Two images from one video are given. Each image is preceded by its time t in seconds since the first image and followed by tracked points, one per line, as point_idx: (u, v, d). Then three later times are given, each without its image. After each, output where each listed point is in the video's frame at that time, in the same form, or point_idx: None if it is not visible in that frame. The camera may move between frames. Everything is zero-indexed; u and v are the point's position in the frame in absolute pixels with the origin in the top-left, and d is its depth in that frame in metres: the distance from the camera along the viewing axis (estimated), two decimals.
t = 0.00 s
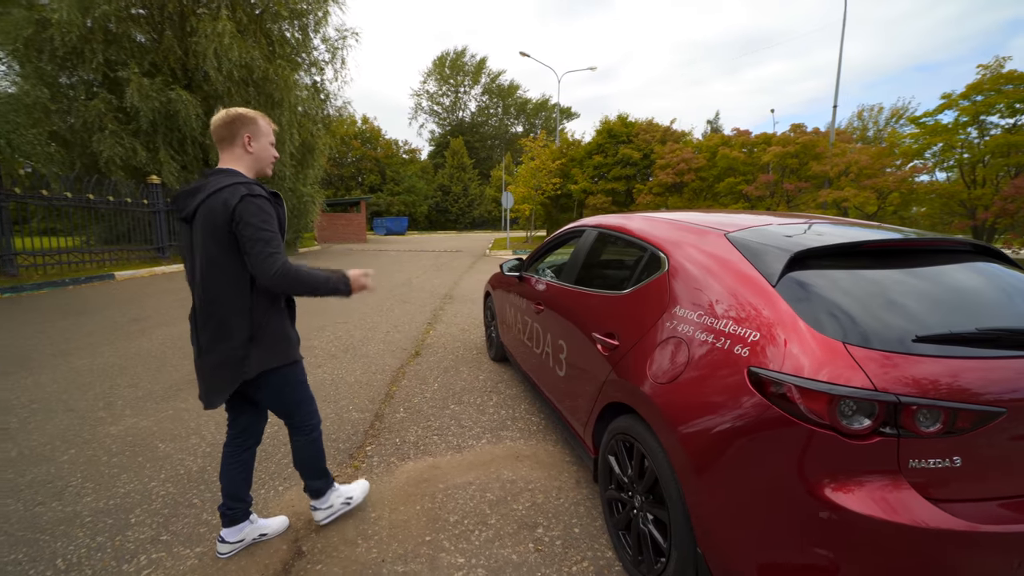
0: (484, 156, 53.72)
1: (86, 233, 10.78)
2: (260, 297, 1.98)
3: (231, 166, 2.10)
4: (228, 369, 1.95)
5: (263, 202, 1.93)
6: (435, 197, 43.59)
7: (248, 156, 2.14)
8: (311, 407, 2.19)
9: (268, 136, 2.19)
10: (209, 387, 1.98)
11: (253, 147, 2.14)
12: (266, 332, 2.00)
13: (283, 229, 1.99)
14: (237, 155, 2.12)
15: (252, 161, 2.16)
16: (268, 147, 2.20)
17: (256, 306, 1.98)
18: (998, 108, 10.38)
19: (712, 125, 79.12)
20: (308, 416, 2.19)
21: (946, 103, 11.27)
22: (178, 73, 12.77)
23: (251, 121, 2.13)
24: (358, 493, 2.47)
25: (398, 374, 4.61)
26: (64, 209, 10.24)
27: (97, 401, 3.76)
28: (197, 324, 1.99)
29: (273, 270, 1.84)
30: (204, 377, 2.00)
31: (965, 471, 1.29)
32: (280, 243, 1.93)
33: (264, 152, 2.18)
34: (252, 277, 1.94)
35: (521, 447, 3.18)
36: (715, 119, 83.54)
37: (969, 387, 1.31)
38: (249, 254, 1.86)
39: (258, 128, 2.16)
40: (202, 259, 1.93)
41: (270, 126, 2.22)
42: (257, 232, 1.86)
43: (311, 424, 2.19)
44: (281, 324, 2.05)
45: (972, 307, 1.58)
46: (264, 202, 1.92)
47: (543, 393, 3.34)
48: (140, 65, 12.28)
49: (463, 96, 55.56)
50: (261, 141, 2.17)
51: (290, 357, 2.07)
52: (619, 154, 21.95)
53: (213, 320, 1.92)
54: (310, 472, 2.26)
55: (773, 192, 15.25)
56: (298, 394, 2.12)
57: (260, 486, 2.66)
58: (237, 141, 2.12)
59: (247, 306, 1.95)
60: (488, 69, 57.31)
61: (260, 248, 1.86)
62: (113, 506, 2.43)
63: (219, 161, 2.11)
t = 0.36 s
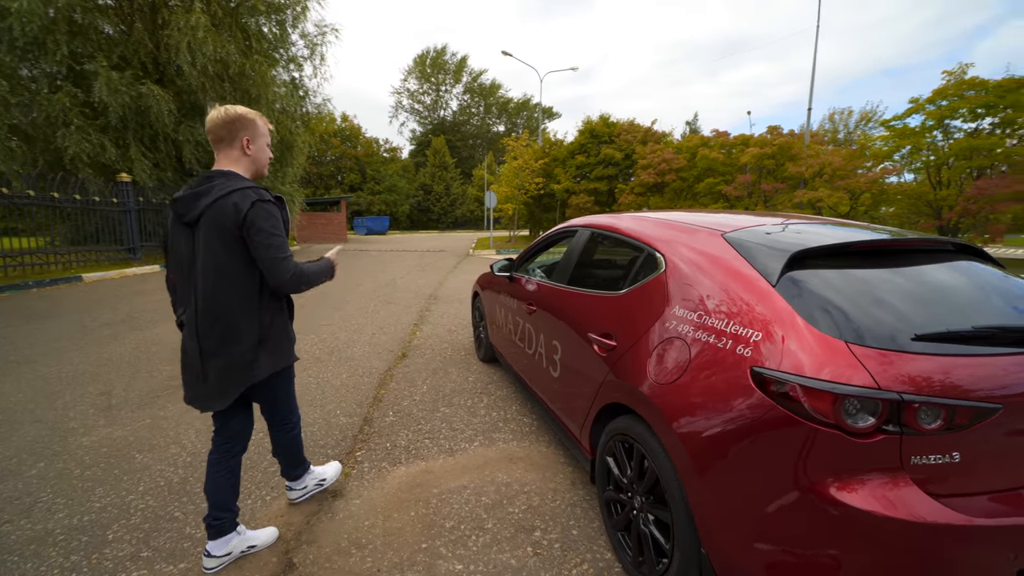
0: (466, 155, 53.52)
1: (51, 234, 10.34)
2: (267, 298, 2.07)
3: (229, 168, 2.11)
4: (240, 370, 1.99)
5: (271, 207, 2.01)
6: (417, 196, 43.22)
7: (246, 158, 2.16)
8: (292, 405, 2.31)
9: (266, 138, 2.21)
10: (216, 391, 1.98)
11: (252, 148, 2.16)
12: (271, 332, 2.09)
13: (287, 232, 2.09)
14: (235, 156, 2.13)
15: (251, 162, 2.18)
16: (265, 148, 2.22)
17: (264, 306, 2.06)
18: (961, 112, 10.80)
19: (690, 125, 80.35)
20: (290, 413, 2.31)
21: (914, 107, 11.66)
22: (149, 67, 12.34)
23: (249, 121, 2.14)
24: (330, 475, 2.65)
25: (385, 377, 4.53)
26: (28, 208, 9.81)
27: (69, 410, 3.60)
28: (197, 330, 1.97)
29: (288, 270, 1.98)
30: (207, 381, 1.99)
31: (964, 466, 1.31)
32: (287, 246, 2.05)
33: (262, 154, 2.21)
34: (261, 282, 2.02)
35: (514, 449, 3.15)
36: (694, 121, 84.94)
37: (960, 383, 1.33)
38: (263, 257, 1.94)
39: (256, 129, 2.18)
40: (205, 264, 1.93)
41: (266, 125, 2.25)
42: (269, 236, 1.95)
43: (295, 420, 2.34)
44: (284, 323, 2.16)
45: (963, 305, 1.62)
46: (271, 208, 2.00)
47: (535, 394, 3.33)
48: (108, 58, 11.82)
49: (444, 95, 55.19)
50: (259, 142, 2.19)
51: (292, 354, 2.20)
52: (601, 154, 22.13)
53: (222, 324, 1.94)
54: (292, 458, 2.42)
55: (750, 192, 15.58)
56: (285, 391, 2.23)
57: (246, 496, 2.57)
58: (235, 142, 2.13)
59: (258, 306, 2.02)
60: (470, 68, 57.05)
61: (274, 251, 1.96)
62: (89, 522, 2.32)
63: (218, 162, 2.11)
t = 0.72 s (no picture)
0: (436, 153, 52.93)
1: None
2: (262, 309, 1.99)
3: (235, 171, 2.05)
4: (226, 377, 1.93)
5: (276, 218, 1.95)
6: (386, 194, 42.45)
7: (254, 164, 2.09)
8: (288, 410, 2.20)
9: (276, 142, 2.12)
10: (201, 393, 1.92)
11: (259, 155, 2.08)
12: (265, 341, 2.02)
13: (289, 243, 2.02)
14: (243, 161, 2.06)
15: (259, 168, 2.11)
16: (274, 153, 2.13)
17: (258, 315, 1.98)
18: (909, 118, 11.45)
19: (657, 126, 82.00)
20: (287, 417, 2.20)
21: (868, 112, 12.27)
22: (97, 54, 11.58)
23: (259, 125, 2.05)
24: (319, 498, 2.47)
25: (362, 380, 4.38)
26: None
27: (13, 423, 3.31)
28: (190, 330, 1.93)
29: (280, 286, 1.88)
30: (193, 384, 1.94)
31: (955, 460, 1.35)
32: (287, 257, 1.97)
33: (270, 159, 2.13)
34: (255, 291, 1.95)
35: (499, 451, 3.09)
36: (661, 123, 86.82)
37: (944, 379, 1.36)
38: (257, 269, 1.87)
39: (266, 134, 2.08)
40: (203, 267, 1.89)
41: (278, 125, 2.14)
42: (269, 247, 1.88)
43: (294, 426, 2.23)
44: (281, 333, 2.07)
45: (948, 302, 1.67)
46: (274, 219, 1.94)
47: (520, 396, 3.28)
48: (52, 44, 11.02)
49: (414, 91, 54.36)
50: (268, 148, 2.10)
51: (289, 362, 2.11)
52: (572, 153, 22.28)
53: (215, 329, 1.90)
54: (282, 469, 2.30)
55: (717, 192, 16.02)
56: (283, 393, 2.14)
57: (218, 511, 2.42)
58: (243, 146, 2.05)
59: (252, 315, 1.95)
60: (439, 65, 56.38)
61: (271, 264, 1.88)
62: (41, 547, 2.12)
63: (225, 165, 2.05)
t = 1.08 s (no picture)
0: (408, 151, 52.25)
1: None
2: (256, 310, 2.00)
3: (244, 170, 2.10)
4: (222, 371, 1.99)
5: (272, 213, 1.93)
6: (357, 192, 41.58)
7: (263, 162, 2.14)
8: (288, 411, 2.17)
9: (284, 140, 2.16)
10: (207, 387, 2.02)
11: (266, 153, 2.13)
12: (260, 339, 2.01)
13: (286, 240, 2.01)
14: (251, 160, 2.12)
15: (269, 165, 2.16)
16: (282, 151, 2.17)
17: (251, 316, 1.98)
18: (867, 123, 11.99)
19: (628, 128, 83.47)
20: (286, 419, 2.16)
21: (830, 116, 12.78)
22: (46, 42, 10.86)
23: (265, 123, 2.10)
24: (304, 511, 2.35)
25: (341, 384, 4.22)
26: None
27: None
28: (196, 324, 2.02)
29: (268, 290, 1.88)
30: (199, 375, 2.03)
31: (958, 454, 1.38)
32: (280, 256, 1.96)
33: (278, 157, 2.16)
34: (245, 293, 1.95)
35: (488, 454, 3.03)
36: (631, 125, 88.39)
37: (937, 373, 1.37)
38: (246, 270, 1.87)
39: (272, 132, 2.12)
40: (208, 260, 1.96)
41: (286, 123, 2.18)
42: (259, 247, 1.87)
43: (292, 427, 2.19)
44: (277, 334, 2.05)
45: (943, 298, 1.70)
46: (269, 217, 1.92)
47: (508, 397, 3.23)
48: None
49: (385, 88, 53.44)
50: (275, 146, 2.14)
51: (286, 362, 2.09)
52: (547, 153, 22.38)
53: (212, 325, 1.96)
54: (270, 477, 2.19)
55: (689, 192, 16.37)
56: (285, 393, 2.13)
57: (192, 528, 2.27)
58: (250, 144, 2.11)
59: (244, 314, 1.96)
60: (411, 62, 55.64)
61: (261, 265, 1.88)
62: None
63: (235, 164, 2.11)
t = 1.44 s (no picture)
0: (383, 150, 51.48)
1: None
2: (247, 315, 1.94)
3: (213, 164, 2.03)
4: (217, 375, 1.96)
5: (236, 214, 1.82)
6: (331, 191, 40.71)
7: (230, 151, 2.05)
8: (285, 412, 2.13)
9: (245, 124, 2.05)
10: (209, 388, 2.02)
11: (230, 141, 2.03)
12: (251, 343, 1.94)
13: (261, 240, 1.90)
14: (217, 152, 2.04)
15: (237, 152, 2.07)
16: (246, 135, 2.06)
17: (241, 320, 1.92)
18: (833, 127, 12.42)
19: (604, 129, 84.46)
20: (282, 421, 2.13)
21: (798, 119, 13.22)
22: None
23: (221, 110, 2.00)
24: (292, 522, 2.24)
25: (324, 388, 4.08)
26: None
27: None
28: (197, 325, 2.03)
29: (253, 295, 1.80)
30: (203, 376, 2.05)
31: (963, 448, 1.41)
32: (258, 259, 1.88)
33: (243, 143, 2.06)
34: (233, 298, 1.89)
35: (481, 457, 2.97)
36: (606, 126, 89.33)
37: (942, 368, 1.40)
38: (227, 275, 1.80)
39: (229, 117, 2.01)
40: (196, 263, 1.93)
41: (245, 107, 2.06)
42: (233, 251, 1.79)
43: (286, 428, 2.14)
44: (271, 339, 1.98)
45: (937, 294, 1.75)
46: (234, 219, 1.81)
47: (499, 397, 3.19)
48: None
49: (358, 86, 52.53)
50: (237, 132, 2.04)
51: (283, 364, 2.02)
52: (525, 153, 22.42)
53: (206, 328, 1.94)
54: (261, 482, 2.11)
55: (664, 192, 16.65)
56: (280, 395, 2.08)
57: (172, 545, 2.13)
58: (213, 136, 2.03)
59: (233, 319, 1.91)
60: (385, 59, 54.86)
61: (243, 269, 1.81)
62: None
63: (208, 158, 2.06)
